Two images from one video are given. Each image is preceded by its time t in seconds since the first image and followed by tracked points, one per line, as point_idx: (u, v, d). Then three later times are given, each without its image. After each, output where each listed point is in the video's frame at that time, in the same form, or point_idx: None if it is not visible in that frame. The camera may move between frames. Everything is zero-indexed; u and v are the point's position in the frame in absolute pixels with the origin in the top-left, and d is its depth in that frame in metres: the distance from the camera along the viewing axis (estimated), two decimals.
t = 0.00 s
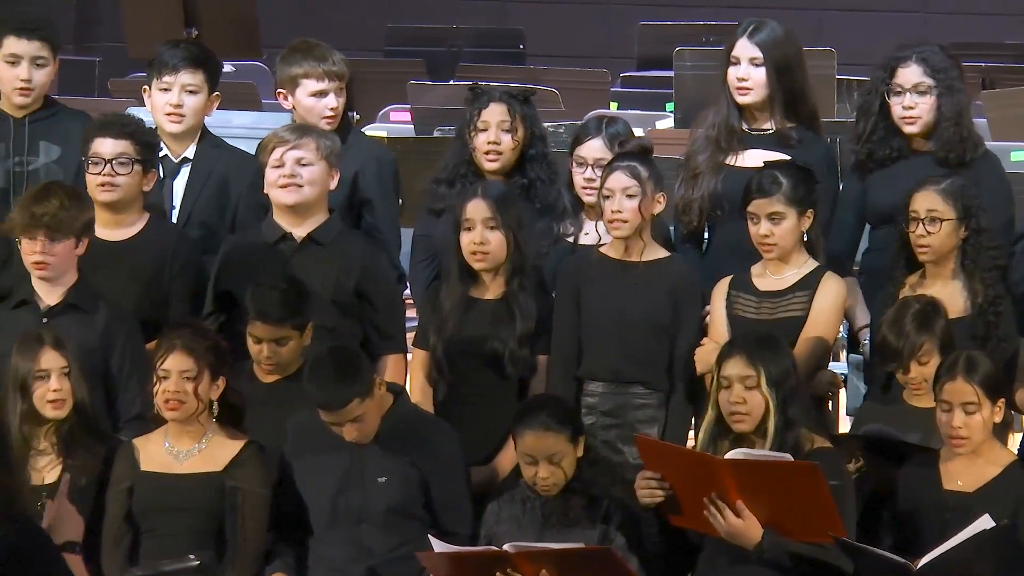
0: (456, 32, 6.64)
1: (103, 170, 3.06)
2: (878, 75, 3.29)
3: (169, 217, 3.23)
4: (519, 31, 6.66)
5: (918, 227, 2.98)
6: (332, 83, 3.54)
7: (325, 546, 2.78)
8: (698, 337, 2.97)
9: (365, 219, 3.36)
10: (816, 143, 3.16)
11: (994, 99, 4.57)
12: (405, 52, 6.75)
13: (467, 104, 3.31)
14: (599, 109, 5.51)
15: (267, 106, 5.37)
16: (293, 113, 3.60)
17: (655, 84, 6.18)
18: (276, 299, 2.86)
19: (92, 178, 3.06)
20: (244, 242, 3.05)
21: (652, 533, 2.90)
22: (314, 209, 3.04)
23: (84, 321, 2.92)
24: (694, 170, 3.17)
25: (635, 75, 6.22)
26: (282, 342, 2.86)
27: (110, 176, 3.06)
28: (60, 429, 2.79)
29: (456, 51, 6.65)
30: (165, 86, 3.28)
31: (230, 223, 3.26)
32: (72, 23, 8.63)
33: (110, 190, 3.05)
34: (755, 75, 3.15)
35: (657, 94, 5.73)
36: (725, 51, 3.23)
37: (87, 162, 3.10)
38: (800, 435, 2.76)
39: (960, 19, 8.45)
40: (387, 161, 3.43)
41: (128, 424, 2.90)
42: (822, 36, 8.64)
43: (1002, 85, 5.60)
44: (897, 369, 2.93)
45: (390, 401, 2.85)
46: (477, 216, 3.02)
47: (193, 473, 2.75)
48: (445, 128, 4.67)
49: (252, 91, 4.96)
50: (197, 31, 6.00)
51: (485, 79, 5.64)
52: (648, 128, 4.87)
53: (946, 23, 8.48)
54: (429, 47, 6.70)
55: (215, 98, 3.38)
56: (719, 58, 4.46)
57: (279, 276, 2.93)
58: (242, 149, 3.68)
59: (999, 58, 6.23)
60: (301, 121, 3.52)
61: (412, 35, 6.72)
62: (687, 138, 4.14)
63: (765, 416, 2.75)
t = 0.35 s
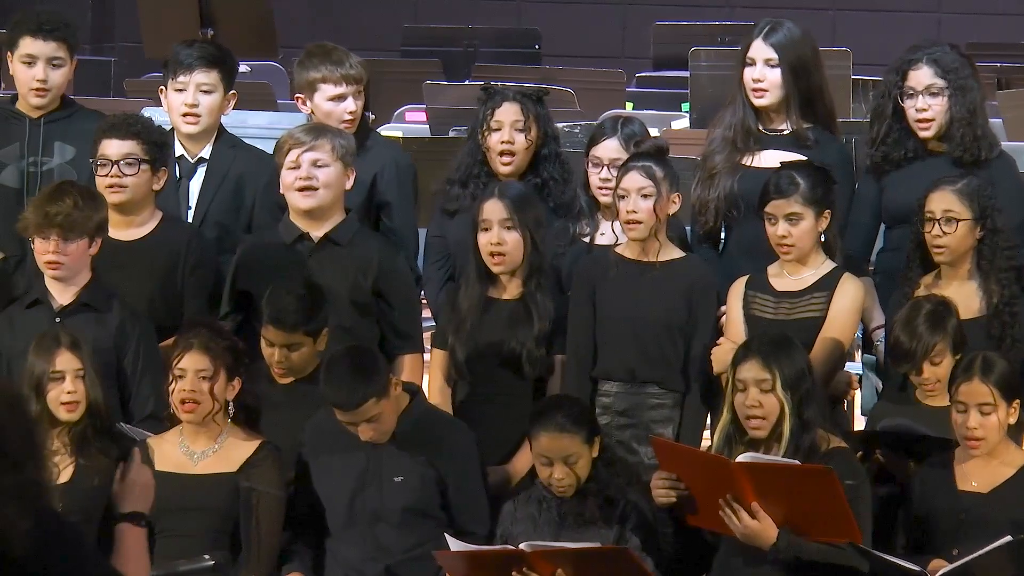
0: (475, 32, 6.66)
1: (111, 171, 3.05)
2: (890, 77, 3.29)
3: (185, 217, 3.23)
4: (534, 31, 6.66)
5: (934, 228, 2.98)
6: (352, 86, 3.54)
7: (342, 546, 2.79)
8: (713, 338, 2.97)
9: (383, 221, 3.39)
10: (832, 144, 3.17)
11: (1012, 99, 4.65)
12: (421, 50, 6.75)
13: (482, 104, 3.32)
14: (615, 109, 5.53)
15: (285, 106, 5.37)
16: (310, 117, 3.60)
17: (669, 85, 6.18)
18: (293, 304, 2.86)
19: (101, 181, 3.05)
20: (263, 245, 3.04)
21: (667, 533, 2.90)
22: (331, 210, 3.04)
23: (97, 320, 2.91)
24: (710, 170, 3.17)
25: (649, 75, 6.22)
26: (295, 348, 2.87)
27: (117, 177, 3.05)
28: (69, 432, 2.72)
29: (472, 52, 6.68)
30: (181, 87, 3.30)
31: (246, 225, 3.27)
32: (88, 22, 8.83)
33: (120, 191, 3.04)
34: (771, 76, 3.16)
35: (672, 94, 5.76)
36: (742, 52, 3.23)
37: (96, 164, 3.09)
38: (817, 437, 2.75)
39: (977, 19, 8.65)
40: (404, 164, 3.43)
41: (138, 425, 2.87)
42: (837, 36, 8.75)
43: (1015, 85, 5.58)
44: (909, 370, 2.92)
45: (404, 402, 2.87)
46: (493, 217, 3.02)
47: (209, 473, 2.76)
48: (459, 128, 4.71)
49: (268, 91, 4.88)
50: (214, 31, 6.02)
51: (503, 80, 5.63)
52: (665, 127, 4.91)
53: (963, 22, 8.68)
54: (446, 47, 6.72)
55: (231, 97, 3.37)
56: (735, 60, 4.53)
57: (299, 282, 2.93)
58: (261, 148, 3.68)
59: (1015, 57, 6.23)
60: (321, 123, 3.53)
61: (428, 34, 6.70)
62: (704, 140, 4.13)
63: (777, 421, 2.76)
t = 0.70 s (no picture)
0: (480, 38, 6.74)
1: (125, 173, 3.11)
2: (886, 82, 3.37)
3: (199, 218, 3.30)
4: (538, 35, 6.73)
5: (927, 228, 3.06)
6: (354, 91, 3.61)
7: (355, 537, 2.89)
8: (712, 337, 3.04)
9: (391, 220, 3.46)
10: (830, 148, 3.25)
11: (1004, 103, 4.75)
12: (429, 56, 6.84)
13: (488, 107, 3.39)
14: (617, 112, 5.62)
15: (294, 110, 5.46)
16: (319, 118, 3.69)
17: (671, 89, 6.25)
18: (300, 304, 2.96)
19: (115, 182, 3.11)
20: (272, 245, 3.13)
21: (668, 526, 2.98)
22: (342, 211, 3.12)
23: (106, 318, 2.95)
24: (712, 172, 3.25)
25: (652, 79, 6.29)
26: (292, 342, 2.95)
27: (131, 178, 3.10)
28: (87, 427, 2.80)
29: (477, 57, 6.74)
30: (199, 87, 3.35)
31: (259, 224, 3.35)
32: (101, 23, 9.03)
33: (133, 192, 3.09)
34: (771, 80, 3.24)
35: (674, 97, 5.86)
36: (742, 57, 3.30)
37: (111, 166, 3.15)
38: (815, 432, 2.83)
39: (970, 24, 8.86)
40: (413, 163, 3.50)
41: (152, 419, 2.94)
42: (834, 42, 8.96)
43: (1011, 89, 5.72)
44: (899, 369, 3.01)
45: (416, 396, 2.96)
46: (503, 218, 3.10)
47: (218, 468, 2.81)
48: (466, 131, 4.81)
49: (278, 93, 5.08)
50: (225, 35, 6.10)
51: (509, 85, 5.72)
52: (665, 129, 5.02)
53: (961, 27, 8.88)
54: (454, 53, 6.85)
55: (245, 100, 3.44)
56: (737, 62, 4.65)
57: (313, 280, 3.03)
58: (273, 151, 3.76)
59: (1007, 62, 6.34)
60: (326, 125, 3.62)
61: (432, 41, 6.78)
62: (705, 142, 4.19)
63: (775, 416, 2.83)
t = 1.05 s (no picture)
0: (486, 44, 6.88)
1: (149, 172, 3.20)
2: (875, 88, 3.48)
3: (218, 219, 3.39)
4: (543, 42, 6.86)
5: (918, 229, 3.17)
6: (359, 93, 3.70)
7: (368, 528, 2.99)
8: (712, 334, 3.13)
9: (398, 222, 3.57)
10: (824, 151, 3.34)
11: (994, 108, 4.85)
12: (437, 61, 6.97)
13: (499, 112, 3.50)
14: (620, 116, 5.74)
15: (307, 114, 5.57)
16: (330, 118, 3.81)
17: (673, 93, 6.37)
18: (309, 299, 3.04)
19: (140, 181, 3.20)
20: (283, 248, 3.24)
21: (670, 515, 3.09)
22: (354, 212, 3.23)
23: (117, 317, 3.04)
24: (712, 173, 3.35)
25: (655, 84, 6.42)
26: (299, 335, 3.04)
27: (155, 177, 3.19)
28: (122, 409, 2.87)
29: (484, 62, 6.86)
30: (224, 93, 3.46)
31: (275, 224, 3.43)
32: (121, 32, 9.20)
33: (157, 191, 3.19)
34: (760, 86, 3.34)
35: (674, 102, 5.97)
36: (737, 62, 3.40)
37: (136, 164, 3.24)
38: (811, 426, 2.94)
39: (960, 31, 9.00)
40: (419, 167, 3.60)
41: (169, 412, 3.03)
42: (830, 46, 9.10)
43: (1001, 93, 5.85)
44: (890, 365, 3.11)
45: (425, 391, 3.06)
46: (508, 219, 3.20)
47: (236, 460, 2.93)
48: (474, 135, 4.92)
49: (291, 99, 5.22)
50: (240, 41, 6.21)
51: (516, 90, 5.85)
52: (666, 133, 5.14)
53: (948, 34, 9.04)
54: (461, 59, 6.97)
55: (266, 107, 3.55)
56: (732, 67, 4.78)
57: (319, 278, 3.10)
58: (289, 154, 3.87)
59: (995, 68, 6.47)
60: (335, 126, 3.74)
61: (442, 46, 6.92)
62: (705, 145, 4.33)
63: (773, 411, 2.95)
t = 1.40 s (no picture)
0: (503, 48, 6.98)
1: (179, 172, 3.26)
2: (885, 92, 3.56)
3: (243, 220, 3.48)
4: (558, 45, 6.95)
5: (925, 228, 3.23)
6: (381, 95, 3.75)
7: (389, 521, 3.09)
8: (725, 331, 3.20)
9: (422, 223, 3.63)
10: (833, 152, 3.39)
11: (1000, 110, 5.00)
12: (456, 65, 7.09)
13: (518, 114, 3.57)
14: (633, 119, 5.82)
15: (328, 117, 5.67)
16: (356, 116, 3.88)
17: (686, 96, 6.45)
18: (332, 301, 3.10)
19: (169, 180, 3.27)
20: (311, 246, 3.29)
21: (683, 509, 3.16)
22: (375, 211, 3.30)
23: (141, 312, 3.12)
24: (721, 174, 3.43)
25: (669, 87, 6.50)
26: (328, 344, 3.12)
27: (184, 178, 3.26)
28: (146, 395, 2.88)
29: (501, 66, 7.09)
30: (247, 100, 3.53)
31: (297, 224, 3.52)
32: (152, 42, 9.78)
33: (185, 190, 3.26)
34: (768, 87, 3.40)
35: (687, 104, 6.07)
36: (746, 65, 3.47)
37: (165, 164, 3.30)
38: (821, 422, 3.00)
39: (963, 35, 9.34)
40: (444, 170, 3.67)
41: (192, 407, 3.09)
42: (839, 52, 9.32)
43: (1007, 97, 5.90)
44: (898, 358, 3.17)
45: (446, 387, 3.14)
46: (520, 218, 3.26)
47: (258, 455, 2.99)
48: (492, 136, 4.93)
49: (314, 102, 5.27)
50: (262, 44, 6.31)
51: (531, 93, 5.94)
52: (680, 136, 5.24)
53: (955, 39, 9.35)
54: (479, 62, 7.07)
55: (288, 112, 3.63)
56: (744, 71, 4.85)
57: (335, 281, 3.19)
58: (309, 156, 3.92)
59: (1001, 71, 6.56)
60: (359, 126, 3.81)
61: (462, 50, 7.13)
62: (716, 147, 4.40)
63: (787, 408, 3.01)
